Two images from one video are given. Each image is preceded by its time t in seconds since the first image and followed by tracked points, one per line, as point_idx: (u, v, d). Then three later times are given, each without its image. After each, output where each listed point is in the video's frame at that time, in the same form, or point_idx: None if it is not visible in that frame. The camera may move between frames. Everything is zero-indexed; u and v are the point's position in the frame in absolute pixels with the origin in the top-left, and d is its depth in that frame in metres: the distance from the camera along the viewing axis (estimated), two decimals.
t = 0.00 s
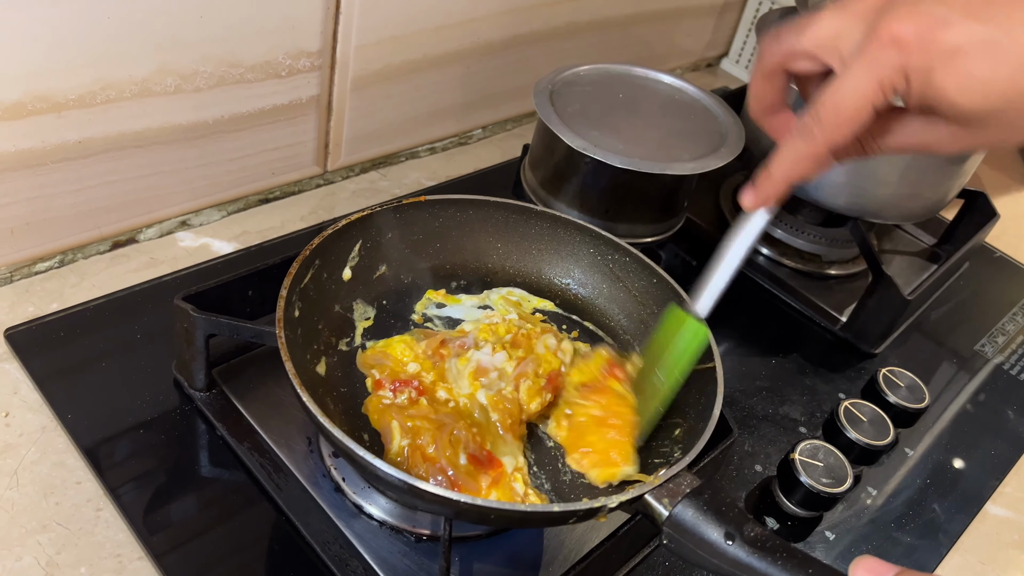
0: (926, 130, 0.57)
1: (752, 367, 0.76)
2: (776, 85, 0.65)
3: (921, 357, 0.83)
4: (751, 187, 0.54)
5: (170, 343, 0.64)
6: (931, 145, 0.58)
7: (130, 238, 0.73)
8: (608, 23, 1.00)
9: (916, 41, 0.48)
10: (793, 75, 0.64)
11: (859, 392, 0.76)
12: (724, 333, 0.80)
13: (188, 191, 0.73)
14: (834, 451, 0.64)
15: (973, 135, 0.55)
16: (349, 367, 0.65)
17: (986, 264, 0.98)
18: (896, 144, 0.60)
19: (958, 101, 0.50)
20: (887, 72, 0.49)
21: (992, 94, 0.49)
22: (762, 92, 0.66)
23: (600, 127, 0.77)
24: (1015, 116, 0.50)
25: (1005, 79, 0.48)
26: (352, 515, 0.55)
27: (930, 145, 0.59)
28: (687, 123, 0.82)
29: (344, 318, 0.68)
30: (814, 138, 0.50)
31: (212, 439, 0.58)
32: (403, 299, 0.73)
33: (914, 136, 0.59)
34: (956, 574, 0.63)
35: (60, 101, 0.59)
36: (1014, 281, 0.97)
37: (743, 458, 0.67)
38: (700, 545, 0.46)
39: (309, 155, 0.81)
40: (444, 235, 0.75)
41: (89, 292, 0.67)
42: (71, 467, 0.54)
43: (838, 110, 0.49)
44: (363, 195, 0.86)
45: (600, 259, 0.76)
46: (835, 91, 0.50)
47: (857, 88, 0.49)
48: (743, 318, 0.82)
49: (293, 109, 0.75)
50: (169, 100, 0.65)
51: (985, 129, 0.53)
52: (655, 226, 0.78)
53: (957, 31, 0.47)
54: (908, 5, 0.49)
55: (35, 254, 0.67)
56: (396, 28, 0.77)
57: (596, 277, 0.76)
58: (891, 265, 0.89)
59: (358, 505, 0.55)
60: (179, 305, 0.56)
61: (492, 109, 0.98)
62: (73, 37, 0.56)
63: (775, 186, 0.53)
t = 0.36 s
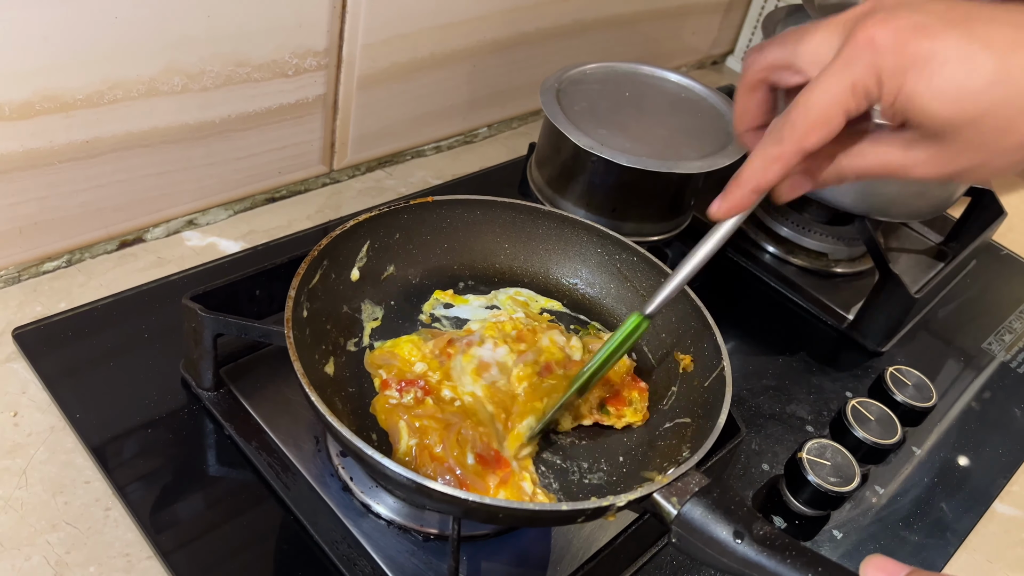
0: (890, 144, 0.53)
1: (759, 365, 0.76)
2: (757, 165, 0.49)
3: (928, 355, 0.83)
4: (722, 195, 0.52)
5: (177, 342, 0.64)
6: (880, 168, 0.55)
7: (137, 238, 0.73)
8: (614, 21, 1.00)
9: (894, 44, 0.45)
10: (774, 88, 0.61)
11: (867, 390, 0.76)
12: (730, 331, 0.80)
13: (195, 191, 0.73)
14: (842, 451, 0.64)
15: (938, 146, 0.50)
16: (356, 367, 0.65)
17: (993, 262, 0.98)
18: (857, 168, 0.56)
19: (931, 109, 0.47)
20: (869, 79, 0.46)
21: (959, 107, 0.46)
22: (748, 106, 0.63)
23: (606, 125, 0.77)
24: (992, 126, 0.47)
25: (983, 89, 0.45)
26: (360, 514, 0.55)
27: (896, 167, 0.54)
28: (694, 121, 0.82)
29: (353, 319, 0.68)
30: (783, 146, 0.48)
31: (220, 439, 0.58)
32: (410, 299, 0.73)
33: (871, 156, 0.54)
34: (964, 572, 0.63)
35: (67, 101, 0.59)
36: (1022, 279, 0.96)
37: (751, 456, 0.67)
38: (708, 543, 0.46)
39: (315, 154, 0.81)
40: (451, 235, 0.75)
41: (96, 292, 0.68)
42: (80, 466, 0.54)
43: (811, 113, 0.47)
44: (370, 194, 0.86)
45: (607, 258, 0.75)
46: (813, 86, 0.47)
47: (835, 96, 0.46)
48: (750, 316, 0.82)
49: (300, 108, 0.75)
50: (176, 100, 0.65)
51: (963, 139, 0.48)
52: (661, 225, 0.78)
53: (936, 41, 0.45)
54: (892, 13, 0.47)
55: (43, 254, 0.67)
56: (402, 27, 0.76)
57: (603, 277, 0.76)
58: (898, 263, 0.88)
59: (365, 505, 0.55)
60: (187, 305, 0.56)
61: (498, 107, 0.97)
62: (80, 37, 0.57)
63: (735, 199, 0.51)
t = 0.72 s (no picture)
0: (953, 148, 0.48)
1: (759, 362, 0.76)
2: (793, 175, 0.49)
3: (930, 352, 0.82)
4: (741, 203, 0.53)
5: (172, 340, 0.64)
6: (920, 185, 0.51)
7: (133, 235, 0.73)
8: (613, 16, 0.99)
9: (941, 35, 0.43)
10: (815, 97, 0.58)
11: (867, 387, 0.75)
12: (729, 328, 0.79)
13: (191, 188, 0.73)
14: (842, 449, 0.63)
15: (998, 151, 0.46)
16: (352, 365, 0.65)
17: (996, 258, 0.97)
18: (900, 173, 0.51)
19: (985, 109, 0.43)
20: (882, 92, 0.45)
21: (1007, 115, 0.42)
22: (781, 120, 0.59)
23: (603, 121, 0.76)
24: None
25: None
26: (355, 513, 0.55)
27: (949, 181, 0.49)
28: (693, 117, 0.81)
29: (348, 317, 0.68)
30: (805, 154, 0.48)
31: (215, 437, 0.58)
32: (406, 296, 0.73)
33: (927, 167, 0.50)
34: (964, 571, 0.62)
35: (60, 97, 0.58)
36: None
37: (750, 455, 0.66)
38: (703, 542, 0.45)
39: (312, 150, 0.81)
40: (448, 231, 0.75)
41: (91, 289, 0.67)
42: (73, 465, 0.54)
43: (842, 111, 0.46)
44: (367, 190, 0.86)
45: (604, 255, 0.75)
46: (846, 86, 0.46)
47: (868, 99, 0.45)
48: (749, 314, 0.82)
49: (296, 104, 0.75)
50: (171, 96, 0.65)
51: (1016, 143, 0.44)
52: (662, 221, 0.78)
53: (992, 34, 0.43)
54: (939, 4, 0.45)
55: (37, 251, 0.67)
56: (399, 22, 0.76)
57: (601, 274, 0.76)
58: (899, 260, 0.88)
59: (360, 503, 0.55)
60: (180, 303, 0.56)
61: (496, 103, 0.97)
62: (73, 32, 0.56)
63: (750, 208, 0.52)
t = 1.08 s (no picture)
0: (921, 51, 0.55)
1: (763, 359, 0.76)
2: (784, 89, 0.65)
3: (934, 349, 0.82)
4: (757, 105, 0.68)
5: (181, 338, 0.64)
6: (903, 91, 0.55)
7: (141, 234, 0.73)
8: (617, 14, 0.99)
9: None
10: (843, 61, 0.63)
11: (871, 384, 0.75)
12: (735, 326, 0.80)
13: (198, 187, 0.74)
14: (846, 445, 0.64)
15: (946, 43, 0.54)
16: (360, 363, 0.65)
17: (999, 255, 0.97)
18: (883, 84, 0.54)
19: None
20: (859, 5, 0.61)
21: None
22: (787, 80, 0.65)
23: (609, 120, 0.77)
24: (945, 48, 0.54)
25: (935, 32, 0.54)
26: (363, 509, 0.55)
27: (932, 86, 0.54)
28: (698, 115, 0.81)
29: (356, 315, 0.69)
30: (801, 61, 0.64)
31: (224, 434, 0.59)
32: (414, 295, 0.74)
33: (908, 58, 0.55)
34: (968, 566, 0.63)
35: (70, 98, 0.59)
36: None
37: (755, 451, 0.67)
38: (709, 538, 0.46)
39: (318, 149, 0.81)
40: (455, 231, 0.75)
41: (100, 288, 0.68)
42: (85, 462, 0.55)
43: (805, 60, 0.64)
44: (373, 189, 0.86)
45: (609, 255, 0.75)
46: None
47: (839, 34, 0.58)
48: (753, 311, 0.82)
49: (302, 104, 0.75)
50: (179, 96, 0.65)
51: (967, 30, 0.53)
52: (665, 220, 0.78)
53: None
54: None
55: (47, 251, 0.67)
56: (404, 22, 0.76)
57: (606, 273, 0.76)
58: (903, 257, 0.88)
59: (369, 500, 0.56)
60: (190, 301, 0.56)
61: (500, 102, 0.97)
62: (82, 33, 0.57)
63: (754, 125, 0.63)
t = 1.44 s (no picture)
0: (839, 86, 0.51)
1: (766, 357, 0.76)
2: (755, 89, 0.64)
3: (939, 346, 0.82)
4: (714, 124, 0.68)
5: (183, 336, 0.64)
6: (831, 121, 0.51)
7: (143, 233, 0.73)
8: (620, 11, 0.99)
9: None
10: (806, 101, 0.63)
11: (876, 380, 0.75)
12: (737, 323, 0.79)
13: (200, 185, 0.73)
14: (851, 442, 0.63)
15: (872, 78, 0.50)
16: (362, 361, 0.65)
17: (1004, 251, 0.97)
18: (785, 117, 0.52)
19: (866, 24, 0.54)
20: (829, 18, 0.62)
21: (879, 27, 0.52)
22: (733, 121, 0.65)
23: (611, 116, 0.76)
24: (937, 114, 0.47)
25: (937, 87, 0.47)
26: (365, 508, 0.55)
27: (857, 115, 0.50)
28: (700, 111, 0.81)
29: (356, 313, 0.68)
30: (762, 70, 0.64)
31: (226, 432, 0.59)
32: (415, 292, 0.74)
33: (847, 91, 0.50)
34: (973, 564, 0.62)
35: (71, 96, 0.59)
36: None
37: (758, 448, 0.67)
38: (713, 535, 0.46)
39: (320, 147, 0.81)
40: (456, 227, 0.75)
41: (103, 287, 0.68)
42: (87, 461, 0.55)
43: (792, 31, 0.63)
44: (375, 187, 0.86)
45: (610, 251, 0.75)
46: None
47: (831, 52, 0.51)
48: (756, 308, 0.82)
49: (304, 102, 0.75)
50: (180, 94, 0.65)
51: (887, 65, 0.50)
52: (668, 216, 0.78)
53: None
54: None
55: (50, 249, 0.67)
56: (406, 19, 0.76)
57: (607, 270, 0.76)
58: (907, 254, 0.87)
59: (371, 498, 0.55)
60: (192, 300, 0.56)
61: (502, 99, 0.97)
62: (84, 32, 0.56)
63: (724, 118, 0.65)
